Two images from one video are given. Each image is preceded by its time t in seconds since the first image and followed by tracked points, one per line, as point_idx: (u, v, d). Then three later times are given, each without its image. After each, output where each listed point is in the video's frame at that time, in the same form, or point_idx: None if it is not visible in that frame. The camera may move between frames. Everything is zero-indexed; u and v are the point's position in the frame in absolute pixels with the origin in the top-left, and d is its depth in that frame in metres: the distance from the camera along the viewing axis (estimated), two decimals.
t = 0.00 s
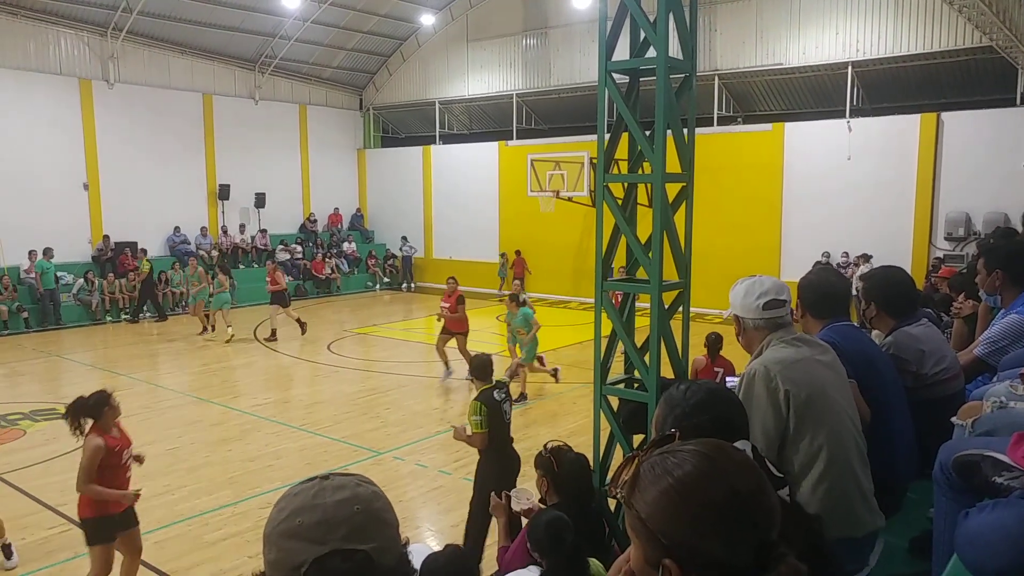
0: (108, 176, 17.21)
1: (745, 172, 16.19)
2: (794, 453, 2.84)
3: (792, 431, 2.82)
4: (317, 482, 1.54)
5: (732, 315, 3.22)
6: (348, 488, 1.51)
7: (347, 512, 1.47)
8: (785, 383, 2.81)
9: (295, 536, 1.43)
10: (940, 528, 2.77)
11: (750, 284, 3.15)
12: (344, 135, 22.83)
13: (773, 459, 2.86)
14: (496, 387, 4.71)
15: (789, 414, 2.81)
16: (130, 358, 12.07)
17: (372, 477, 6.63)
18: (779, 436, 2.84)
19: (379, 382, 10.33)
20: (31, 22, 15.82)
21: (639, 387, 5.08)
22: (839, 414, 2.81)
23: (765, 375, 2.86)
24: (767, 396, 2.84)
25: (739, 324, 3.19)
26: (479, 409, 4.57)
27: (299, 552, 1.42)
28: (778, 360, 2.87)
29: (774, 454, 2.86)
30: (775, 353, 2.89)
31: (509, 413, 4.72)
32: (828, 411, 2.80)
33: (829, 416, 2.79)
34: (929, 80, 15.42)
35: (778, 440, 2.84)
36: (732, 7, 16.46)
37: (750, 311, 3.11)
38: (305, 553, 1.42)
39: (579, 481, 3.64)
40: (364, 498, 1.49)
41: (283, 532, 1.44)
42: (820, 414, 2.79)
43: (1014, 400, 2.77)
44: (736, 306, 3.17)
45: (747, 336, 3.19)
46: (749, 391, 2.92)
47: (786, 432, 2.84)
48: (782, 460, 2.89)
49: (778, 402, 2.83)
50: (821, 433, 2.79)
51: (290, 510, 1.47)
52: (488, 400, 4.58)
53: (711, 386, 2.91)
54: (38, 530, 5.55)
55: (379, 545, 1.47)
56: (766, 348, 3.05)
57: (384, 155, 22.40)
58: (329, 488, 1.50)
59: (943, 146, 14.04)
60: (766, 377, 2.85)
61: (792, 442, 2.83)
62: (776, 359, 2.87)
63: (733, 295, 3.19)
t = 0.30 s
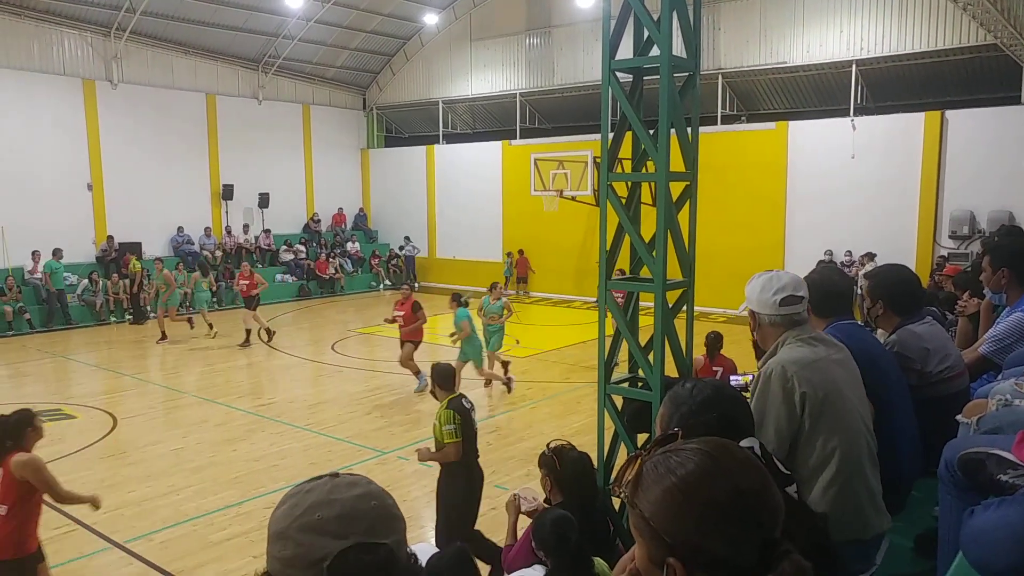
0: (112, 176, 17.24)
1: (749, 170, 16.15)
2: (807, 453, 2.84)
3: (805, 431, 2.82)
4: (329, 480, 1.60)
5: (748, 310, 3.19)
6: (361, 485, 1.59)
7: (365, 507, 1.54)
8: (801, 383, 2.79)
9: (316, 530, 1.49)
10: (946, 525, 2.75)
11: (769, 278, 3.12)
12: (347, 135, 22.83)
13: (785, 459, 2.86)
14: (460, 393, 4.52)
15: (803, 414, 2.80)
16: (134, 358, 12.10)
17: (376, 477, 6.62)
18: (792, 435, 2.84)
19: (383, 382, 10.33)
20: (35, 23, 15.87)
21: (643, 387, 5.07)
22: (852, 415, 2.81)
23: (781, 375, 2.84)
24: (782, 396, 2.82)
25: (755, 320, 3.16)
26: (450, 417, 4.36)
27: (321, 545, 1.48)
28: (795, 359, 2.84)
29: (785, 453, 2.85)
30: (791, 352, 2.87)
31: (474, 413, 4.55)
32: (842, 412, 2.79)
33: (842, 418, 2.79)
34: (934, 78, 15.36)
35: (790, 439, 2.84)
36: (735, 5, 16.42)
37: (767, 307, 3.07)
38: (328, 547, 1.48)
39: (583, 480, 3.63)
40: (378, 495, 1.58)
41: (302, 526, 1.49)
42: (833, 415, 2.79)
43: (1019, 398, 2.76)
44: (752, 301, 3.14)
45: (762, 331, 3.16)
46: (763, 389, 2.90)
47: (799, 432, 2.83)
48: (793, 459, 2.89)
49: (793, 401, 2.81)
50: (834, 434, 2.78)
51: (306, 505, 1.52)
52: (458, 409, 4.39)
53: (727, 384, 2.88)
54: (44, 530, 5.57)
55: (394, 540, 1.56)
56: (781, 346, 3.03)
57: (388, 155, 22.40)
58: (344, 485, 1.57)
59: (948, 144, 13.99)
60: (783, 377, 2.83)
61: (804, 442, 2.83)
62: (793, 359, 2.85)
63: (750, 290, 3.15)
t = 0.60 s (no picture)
0: (116, 176, 17.28)
1: (751, 170, 16.13)
2: (815, 451, 2.84)
3: (815, 429, 2.81)
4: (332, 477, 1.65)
5: (757, 308, 3.18)
6: (367, 479, 1.64)
7: (375, 496, 1.60)
8: (812, 380, 2.79)
9: (330, 519, 1.51)
10: (951, 524, 2.75)
11: (779, 276, 3.11)
12: (350, 135, 22.85)
13: (793, 457, 2.86)
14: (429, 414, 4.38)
15: (812, 412, 2.80)
16: (138, 358, 12.12)
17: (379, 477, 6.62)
18: (800, 433, 2.83)
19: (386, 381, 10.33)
20: (39, 24, 15.90)
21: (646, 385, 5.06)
22: (861, 413, 2.81)
23: (791, 372, 2.83)
24: (792, 393, 2.82)
25: (765, 318, 3.15)
26: (425, 436, 4.21)
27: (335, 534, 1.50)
28: (805, 356, 2.84)
29: (794, 451, 2.85)
30: (801, 350, 2.86)
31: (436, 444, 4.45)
32: (851, 409, 2.79)
33: (852, 416, 2.79)
34: (937, 77, 15.33)
35: (799, 436, 2.84)
36: (738, 3, 16.39)
37: (778, 305, 3.07)
38: (343, 535, 1.51)
39: (586, 478, 3.63)
40: (384, 487, 1.64)
41: (314, 518, 1.51)
42: (843, 412, 2.78)
43: None
44: (762, 299, 3.13)
45: (771, 330, 3.16)
46: (773, 387, 2.90)
47: (809, 430, 2.83)
48: (801, 456, 2.89)
49: (803, 398, 2.81)
50: (844, 432, 2.78)
51: (316, 499, 1.54)
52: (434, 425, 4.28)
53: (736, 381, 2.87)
54: (47, 530, 5.58)
55: (402, 528, 1.61)
56: (790, 344, 3.02)
57: (391, 155, 22.41)
58: (350, 479, 1.62)
59: (951, 143, 13.95)
60: (793, 374, 2.83)
61: (813, 439, 2.83)
62: (803, 356, 2.85)
63: (760, 288, 3.15)
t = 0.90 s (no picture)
0: (121, 177, 17.34)
1: (755, 167, 16.13)
2: (810, 449, 2.87)
3: (809, 427, 2.85)
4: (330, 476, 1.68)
5: (750, 310, 3.24)
6: (366, 477, 1.69)
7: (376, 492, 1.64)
8: (802, 379, 2.82)
9: (337, 513, 1.54)
10: (954, 523, 2.77)
11: (771, 279, 3.19)
12: (354, 135, 22.90)
13: (788, 455, 2.89)
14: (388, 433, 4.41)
15: (804, 411, 2.83)
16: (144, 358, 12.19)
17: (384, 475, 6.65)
18: (794, 431, 2.87)
19: (390, 381, 10.37)
20: (44, 26, 15.97)
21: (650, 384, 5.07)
22: (854, 411, 2.83)
23: (782, 372, 2.87)
24: (783, 392, 2.85)
25: (759, 320, 3.22)
26: (391, 455, 4.30)
27: (343, 528, 1.53)
28: (795, 356, 2.88)
29: (788, 449, 2.88)
30: (792, 349, 2.90)
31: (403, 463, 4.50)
32: (844, 408, 2.82)
33: (844, 414, 2.82)
34: (942, 73, 15.32)
35: (793, 435, 2.87)
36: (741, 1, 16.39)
37: (774, 306, 3.14)
38: (351, 528, 1.53)
39: (588, 476, 3.66)
40: (382, 484, 1.69)
41: (321, 513, 1.54)
42: (836, 411, 2.81)
43: None
44: (755, 302, 3.20)
45: (765, 331, 3.22)
46: (765, 387, 2.93)
47: (801, 428, 2.86)
48: (796, 455, 2.92)
49: (795, 398, 2.84)
50: (837, 429, 2.81)
51: (320, 496, 1.57)
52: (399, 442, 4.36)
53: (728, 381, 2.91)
54: (57, 527, 5.63)
55: (403, 522, 1.66)
56: (783, 343, 3.07)
57: (394, 155, 22.45)
58: (348, 477, 1.66)
59: (956, 140, 13.93)
60: (784, 374, 2.87)
61: (807, 437, 2.86)
62: (794, 356, 2.88)
63: (753, 291, 3.21)
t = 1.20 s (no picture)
0: (126, 173, 17.37)
1: (761, 166, 16.05)
2: (807, 448, 2.86)
3: (805, 425, 2.84)
4: (338, 478, 1.68)
5: (744, 313, 3.24)
6: (372, 482, 1.67)
7: (380, 499, 1.63)
8: (797, 377, 2.83)
9: (338, 523, 1.55)
10: (956, 523, 2.73)
11: (765, 282, 3.19)
12: (359, 132, 22.89)
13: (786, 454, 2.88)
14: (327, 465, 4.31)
15: (799, 408, 2.83)
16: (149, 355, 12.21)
17: (387, 474, 6.64)
18: (789, 429, 2.87)
19: (394, 378, 10.36)
20: (48, 22, 16.00)
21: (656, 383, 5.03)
22: (849, 410, 2.83)
23: (776, 370, 2.87)
24: (778, 390, 2.85)
25: (754, 323, 3.21)
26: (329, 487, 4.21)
27: (343, 538, 1.54)
28: (789, 354, 2.88)
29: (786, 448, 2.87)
30: (785, 348, 2.91)
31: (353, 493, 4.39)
32: (839, 405, 2.82)
33: (840, 411, 2.82)
34: (950, 73, 15.20)
35: (789, 433, 2.86)
36: None
37: (769, 308, 3.15)
38: (351, 539, 1.54)
39: (594, 475, 3.64)
40: (389, 489, 1.67)
41: (322, 521, 1.55)
42: (831, 409, 2.81)
43: None
44: (749, 305, 3.20)
45: (760, 334, 3.22)
46: (760, 386, 2.93)
47: (797, 426, 2.86)
48: (795, 455, 2.91)
49: (790, 397, 2.84)
50: (833, 427, 2.80)
51: (323, 501, 1.57)
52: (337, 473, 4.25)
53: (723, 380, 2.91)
54: (59, 526, 5.63)
55: (407, 530, 1.64)
56: (778, 344, 3.07)
57: (400, 152, 22.44)
58: (355, 481, 1.65)
59: (963, 140, 13.82)
60: (778, 372, 2.87)
61: (803, 436, 2.85)
62: (788, 354, 2.89)
63: (747, 293, 3.20)
